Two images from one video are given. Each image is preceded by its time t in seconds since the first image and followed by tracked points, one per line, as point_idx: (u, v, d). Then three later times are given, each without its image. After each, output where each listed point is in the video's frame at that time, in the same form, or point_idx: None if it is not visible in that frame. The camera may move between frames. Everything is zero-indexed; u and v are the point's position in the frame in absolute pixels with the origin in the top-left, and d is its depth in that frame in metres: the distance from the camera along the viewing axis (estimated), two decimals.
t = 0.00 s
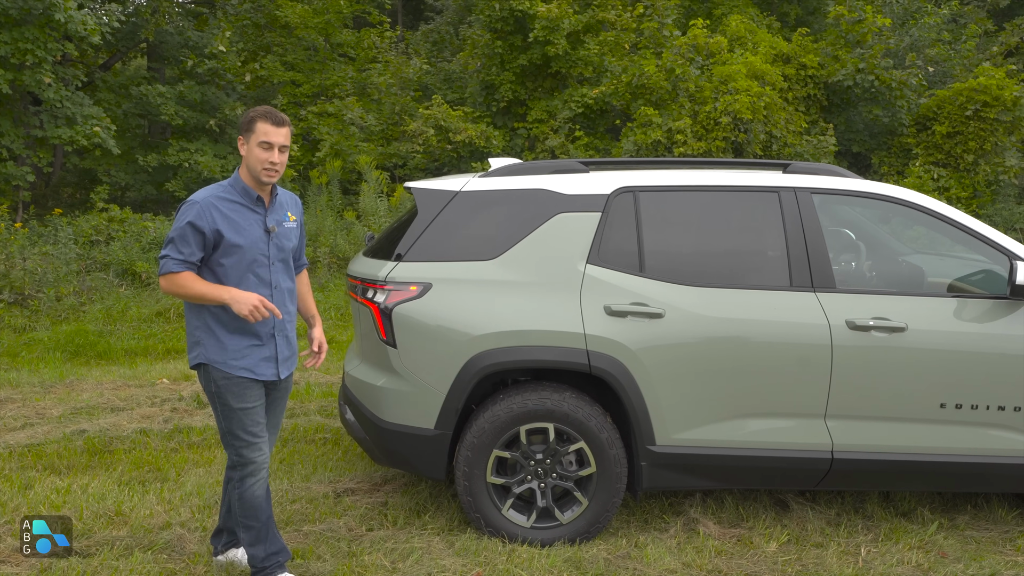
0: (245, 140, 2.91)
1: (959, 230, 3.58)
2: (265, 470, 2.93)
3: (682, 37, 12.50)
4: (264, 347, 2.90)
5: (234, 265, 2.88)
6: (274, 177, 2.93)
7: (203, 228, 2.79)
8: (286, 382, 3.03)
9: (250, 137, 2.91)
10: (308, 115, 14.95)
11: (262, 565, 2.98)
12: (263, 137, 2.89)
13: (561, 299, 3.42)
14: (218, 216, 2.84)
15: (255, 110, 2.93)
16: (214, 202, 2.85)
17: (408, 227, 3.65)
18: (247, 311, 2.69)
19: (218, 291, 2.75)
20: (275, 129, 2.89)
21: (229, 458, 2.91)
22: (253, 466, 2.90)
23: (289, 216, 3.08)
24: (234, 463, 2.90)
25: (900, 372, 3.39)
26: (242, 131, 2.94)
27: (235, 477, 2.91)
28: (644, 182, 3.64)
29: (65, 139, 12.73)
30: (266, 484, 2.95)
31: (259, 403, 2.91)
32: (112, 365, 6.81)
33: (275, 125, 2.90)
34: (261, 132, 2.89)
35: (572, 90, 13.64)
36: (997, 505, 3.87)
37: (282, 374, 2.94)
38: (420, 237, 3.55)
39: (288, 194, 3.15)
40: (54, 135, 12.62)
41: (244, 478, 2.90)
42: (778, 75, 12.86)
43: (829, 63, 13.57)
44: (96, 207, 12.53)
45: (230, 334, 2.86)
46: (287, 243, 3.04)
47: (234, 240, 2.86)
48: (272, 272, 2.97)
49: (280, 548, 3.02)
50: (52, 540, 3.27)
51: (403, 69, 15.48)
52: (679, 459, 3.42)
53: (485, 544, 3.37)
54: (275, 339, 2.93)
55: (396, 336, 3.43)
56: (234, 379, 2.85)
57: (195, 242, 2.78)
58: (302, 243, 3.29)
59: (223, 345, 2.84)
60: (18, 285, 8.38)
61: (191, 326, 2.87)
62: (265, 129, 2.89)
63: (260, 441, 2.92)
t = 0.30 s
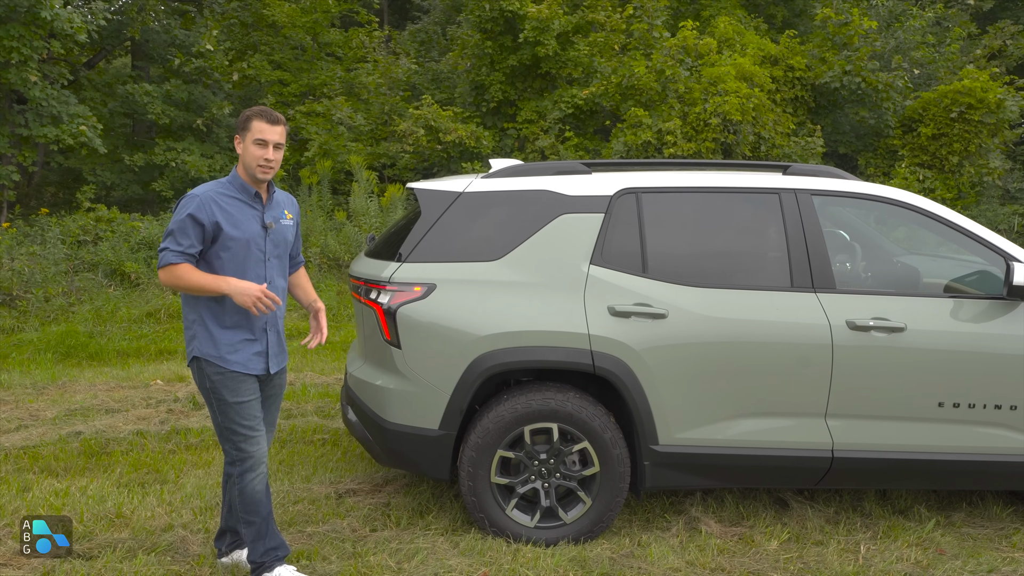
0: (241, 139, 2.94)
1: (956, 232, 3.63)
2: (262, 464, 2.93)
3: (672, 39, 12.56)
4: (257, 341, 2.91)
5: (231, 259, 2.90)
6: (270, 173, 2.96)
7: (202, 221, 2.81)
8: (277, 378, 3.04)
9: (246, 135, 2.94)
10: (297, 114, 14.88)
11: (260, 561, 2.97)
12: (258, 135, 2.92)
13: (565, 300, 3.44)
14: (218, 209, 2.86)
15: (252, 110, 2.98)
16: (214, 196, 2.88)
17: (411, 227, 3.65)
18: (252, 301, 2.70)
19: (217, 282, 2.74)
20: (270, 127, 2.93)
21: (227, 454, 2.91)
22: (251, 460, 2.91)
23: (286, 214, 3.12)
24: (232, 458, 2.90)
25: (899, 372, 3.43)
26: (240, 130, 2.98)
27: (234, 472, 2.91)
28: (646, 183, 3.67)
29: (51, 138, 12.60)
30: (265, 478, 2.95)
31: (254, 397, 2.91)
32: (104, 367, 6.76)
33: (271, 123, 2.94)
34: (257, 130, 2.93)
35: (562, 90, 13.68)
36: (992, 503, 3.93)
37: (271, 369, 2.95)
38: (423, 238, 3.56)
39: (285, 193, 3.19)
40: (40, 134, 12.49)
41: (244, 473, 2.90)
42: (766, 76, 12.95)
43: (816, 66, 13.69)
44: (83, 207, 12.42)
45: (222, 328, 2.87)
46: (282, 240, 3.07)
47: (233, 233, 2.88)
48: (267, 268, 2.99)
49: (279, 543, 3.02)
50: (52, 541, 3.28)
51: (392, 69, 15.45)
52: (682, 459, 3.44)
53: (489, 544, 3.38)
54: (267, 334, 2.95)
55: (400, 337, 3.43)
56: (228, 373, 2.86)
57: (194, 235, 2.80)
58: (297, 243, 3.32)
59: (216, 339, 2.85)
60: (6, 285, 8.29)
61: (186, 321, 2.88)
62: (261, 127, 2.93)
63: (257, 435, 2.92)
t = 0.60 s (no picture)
0: (243, 140, 2.93)
1: (959, 235, 3.67)
2: (265, 463, 2.90)
3: (667, 42, 12.60)
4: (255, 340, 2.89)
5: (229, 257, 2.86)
6: (271, 172, 2.93)
7: (198, 220, 2.81)
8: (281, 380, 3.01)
9: (247, 135, 2.93)
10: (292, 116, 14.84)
11: (256, 559, 2.96)
12: (257, 135, 2.90)
13: (573, 303, 3.46)
14: (215, 208, 2.85)
15: (254, 111, 2.96)
16: (212, 196, 2.87)
17: (420, 229, 3.65)
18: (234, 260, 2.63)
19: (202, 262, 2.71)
20: (270, 127, 2.91)
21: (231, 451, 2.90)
22: (252, 458, 2.87)
23: (291, 216, 3.06)
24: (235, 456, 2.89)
25: (903, 374, 3.47)
26: (242, 130, 2.97)
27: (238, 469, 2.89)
28: (652, 187, 3.69)
29: (43, 140, 12.53)
30: (271, 476, 2.92)
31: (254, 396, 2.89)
32: (103, 370, 6.73)
33: (271, 122, 2.92)
34: (257, 130, 2.91)
35: (557, 93, 13.73)
36: (994, 503, 3.97)
37: (270, 370, 2.91)
38: (431, 241, 3.57)
39: (294, 197, 3.14)
40: (32, 136, 12.41)
41: (249, 470, 2.88)
42: (760, 80, 13.02)
43: (809, 69, 13.77)
44: (76, 209, 12.36)
45: (220, 327, 2.87)
46: (285, 242, 3.01)
47: (229, 232, 2.86)
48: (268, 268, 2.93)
49: (277, 543, 2.99)
50: (52, 541, 3.30)
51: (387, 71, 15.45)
52: (690, 461, 3.46)
53: (499, 546, 3.40)
54: (266, 333, 2.91)
55: (409, 340, 3.44)
56: (227, 371, 2.84)
57: (192, 232, 2.80)
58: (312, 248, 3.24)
59: (215, 336, 2.85)
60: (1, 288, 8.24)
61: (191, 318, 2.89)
62: (261, 126, 2.91)
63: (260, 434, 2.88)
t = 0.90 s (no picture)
0: (241, 141, 2.88)
1: (954, 236, 3.71)
2: (246, 472, 2.83)
3: (657, 43, 12.64)
4: (246, 343, 2.83)
5: (221, 257, 2.79)
6: (270, 174, 2.87)
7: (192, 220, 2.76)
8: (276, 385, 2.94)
9: (246, 136, 2.87)
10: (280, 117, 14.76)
11: (235, 569, 2.91)
12: (256, 135, 2.84)
13: (573, 305, 3.47)
14: (209, 210, 2.79)
15: (253, 113, 2.91)
16: (209, 197, 2.81)
17: (420, 231, 3.65)
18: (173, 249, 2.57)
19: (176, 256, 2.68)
20: (268, 128, 2.84)
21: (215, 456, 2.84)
22: (234, 466, 2.81)
23: (291, 218, 2.97)
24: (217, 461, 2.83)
25: (899, 373, 3.50)
26: (241, 133, 2.92)
27: (219, 475, 2.83)
28: (651, 188, 3.71)
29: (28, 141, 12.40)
30: (251, 484, 2.85)
31: (241, 401, 2.82)
32: (93, 373, 6.67)
33: (268, 123, 2.86)
34: (255, 131, 2.85)
35: (546, 94, 13.74)
36: (987, 501, 4.01)
37: (261, 374, 2.84)
38: (432, 243, 3.57)
39: (297, 200, 3.05)
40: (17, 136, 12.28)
41: (228, 477, 2.81)
42: (748, 81, 13.07)
43: (796, 70, 13.85)
44: (62, 210, 12.24)
45: (213, 328, 2.82)
46: (283, 244, 2.91)
47: (222, 233, 2.79)
48: (262, 270, 2.85)
49: (256, 554, 2.93)
50: (52, 541, 3.35)
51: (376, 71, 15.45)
52: (689, 460, 3.48)
53: (500, 547, 3.40)
54: (257, 336, 2.84)
55: (410, 342, 3.43)
56: (215, 374, 2.78)
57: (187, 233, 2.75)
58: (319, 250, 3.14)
59: (207, 337, 2.80)
60: None
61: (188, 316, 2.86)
62: (259, 127, 2.85)
63: (243, 442, 2.81)
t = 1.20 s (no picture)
0: (233, 140, 2.81)
1: (946, 235, 3.74)
2: (237, 486, 2.77)
3: (643, 44, 12.68)
4: (245, 350, 2.77)
5: (217, 265, 2.73)
6: (263, 174, 2.80)
7: (185, 228, 2.69)
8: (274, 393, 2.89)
9: (236, 136, 2.79)
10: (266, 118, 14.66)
11: None
12: (246, 135, 2.76)
13: (570, 306, 3.47)
14: (201, 216, 2.72)
15: (243, 111, 2.82)
16: (201, 204, 2.75)
17: (416, 232, 3.64)
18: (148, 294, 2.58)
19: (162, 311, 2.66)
20: (260, 127, 2.77)
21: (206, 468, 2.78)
22: (226, 478, 2.76)
23: (287, 220, 2.89)
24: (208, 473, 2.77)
25: (894, 372, 3.53)
26: (230, 131, 2.83)
27: (209, 488, 2.78)
28: (647, 189, 3.72)
29: (10, 143, 12.23)
30: (240, 499, 2.79)
31: (237, 412, 2.77)
32: (80, 377, 6.60)
33: (259, 122, 2.78)
34: (246, 130, 2.77)
35: (533, 95, 13.74)
36: (979, 498, 4.05)
37: (261, 381, 2.79)
38: (428, 244, 3.55)
39: (292, 200, 2.98)
40: None
41: (218, 490, 2.76)
42: (734, 82, 13.13)
43: (781, 72, 13.94)
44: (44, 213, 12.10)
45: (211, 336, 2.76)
46: (279, 246, 2.84)
47: (216, 239, 2.72)
48: (259, 274, 2.78)
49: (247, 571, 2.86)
50: (52, 541, 3.35)
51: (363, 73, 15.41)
52: (687, 460, 3.49)
53: (498, 550, 3.39)
54: (257, 342, 2.78)
55: (407, 344, 3.42)
56: (210, 385, 2.73)
57: (179, 243, 2.69)
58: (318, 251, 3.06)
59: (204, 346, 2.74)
60: None
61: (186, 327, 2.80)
62: (250, 127, 2.77)
63: (236, 453, 2.77)
